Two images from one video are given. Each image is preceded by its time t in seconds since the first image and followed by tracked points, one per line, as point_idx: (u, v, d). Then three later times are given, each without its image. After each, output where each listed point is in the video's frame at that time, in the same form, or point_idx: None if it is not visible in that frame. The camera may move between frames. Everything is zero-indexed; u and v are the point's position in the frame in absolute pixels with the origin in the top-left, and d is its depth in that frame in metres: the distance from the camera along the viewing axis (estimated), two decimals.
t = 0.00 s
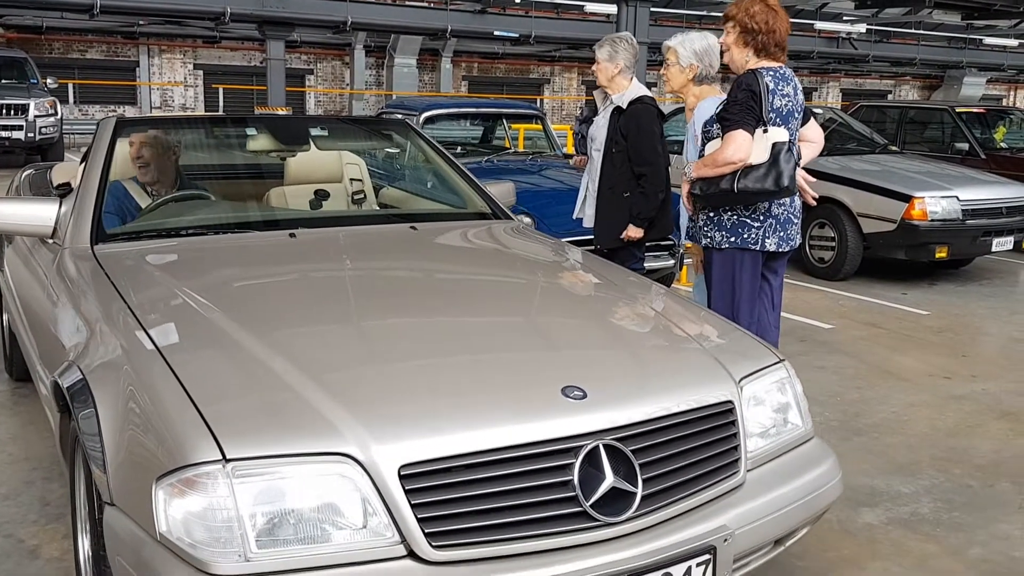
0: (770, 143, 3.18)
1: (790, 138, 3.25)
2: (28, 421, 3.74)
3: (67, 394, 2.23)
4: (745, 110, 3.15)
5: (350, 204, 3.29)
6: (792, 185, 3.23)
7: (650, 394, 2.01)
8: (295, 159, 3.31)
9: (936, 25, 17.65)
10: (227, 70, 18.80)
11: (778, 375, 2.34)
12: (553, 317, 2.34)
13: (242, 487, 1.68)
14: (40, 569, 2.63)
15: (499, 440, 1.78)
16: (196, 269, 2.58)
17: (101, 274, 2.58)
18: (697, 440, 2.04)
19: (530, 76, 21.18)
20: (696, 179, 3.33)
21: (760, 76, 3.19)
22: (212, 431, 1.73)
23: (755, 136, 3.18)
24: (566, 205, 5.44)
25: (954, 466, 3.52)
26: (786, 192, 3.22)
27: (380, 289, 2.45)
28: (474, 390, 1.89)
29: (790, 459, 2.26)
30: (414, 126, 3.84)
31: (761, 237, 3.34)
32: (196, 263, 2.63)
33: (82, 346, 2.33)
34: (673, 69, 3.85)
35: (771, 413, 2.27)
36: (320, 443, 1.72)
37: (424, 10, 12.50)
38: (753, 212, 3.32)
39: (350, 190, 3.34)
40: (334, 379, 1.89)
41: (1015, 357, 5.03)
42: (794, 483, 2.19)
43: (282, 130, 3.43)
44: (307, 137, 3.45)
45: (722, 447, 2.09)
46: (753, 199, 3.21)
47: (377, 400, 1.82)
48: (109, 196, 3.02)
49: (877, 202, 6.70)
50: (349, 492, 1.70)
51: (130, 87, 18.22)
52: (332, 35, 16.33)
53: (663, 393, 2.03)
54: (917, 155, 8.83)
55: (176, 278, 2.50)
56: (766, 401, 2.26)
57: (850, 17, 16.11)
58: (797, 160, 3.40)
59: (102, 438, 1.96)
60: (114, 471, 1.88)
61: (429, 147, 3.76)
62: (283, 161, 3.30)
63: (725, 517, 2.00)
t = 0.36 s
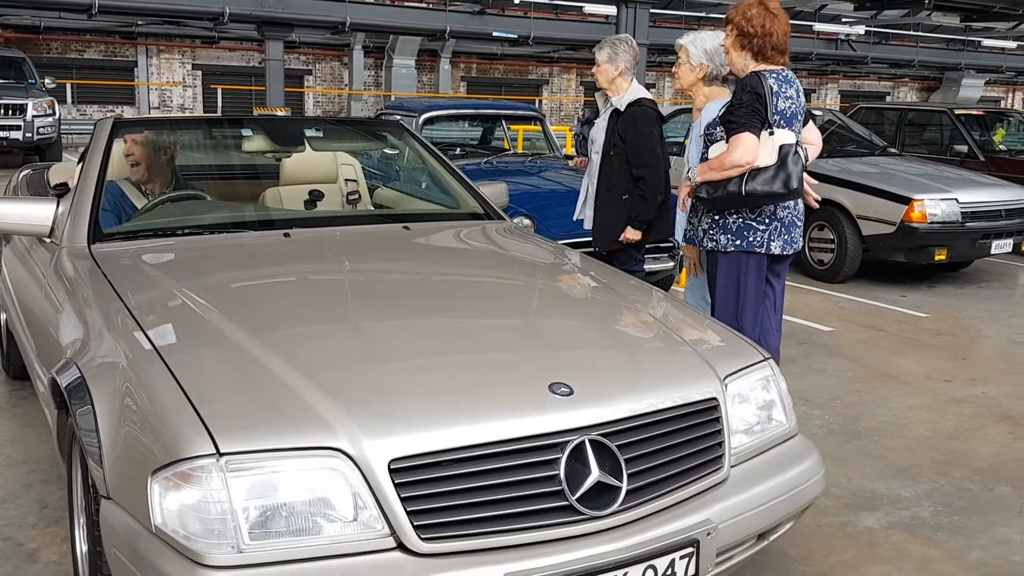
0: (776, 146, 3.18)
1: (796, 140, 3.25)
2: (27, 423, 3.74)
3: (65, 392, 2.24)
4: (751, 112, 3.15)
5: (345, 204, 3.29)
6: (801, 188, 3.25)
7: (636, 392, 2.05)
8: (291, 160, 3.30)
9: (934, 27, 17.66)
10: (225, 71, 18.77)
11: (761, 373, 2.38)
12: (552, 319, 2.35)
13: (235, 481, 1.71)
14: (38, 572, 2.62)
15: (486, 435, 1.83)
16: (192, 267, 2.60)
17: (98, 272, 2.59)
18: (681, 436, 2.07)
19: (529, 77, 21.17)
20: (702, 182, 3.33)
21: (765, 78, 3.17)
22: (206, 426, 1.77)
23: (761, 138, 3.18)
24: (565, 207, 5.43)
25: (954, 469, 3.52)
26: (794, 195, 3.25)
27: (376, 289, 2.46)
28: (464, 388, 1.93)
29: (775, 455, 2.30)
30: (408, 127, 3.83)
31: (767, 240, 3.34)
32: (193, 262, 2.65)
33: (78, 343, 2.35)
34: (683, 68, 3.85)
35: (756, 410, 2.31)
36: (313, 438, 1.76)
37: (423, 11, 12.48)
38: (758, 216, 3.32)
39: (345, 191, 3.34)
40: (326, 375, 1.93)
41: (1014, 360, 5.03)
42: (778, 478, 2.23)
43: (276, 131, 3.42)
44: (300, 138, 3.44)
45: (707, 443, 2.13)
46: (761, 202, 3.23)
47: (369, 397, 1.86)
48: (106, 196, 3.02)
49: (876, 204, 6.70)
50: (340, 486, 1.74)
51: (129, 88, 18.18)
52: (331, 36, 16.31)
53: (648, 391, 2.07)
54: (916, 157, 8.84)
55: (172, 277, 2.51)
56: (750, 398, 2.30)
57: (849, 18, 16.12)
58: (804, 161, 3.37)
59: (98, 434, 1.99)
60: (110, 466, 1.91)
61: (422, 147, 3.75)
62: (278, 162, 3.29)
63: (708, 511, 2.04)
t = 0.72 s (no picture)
0: (771, 148, 3.17)
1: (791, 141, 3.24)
2: (21, 425, 3.72)
3: (58, 388, 2.25)
4: (746, 115, 3.14)
5: (337, 204, 3.29)
6: (795, 190, 3.23)
7: (620, 386, 2.07)
8: (283, 160, 3.30)
9: (931, 29, 17.70)
10: (222, 70, 18.75)
11: (743, 369, 2.39)
12: (547, 319, 2.34)
13: (224, 473, 1.74)
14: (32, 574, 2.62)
15: (471, 428, 1.85)
16: (185, 265, 2.60)
17: (90, 270, 2.60)
18: (663, 431, 2.09)
19: (526, 78, 21.17)
20: (698, 184, 3.32)
21: (760, 80, 3.16)
22: (196, 419, 1.79)
23: (756, 140, 3.17)
24: (561, 208, 5.43)
25: (951, 472, 3.52)
26: (789, 197, 3.23)
27: (369, 288, 2.46)
28: (450, 382, 1.95)
29: (757, 449, 2.32)
30: (400, 128, 3.82)
31: (762, 242, 3.33)
32: (186, 260, 2.65)
33: (72, 339, 2.36)
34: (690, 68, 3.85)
35: (738, 406, 2.32)
36: (300, 431, 1.78)
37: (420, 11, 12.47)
38: (754, 218, 3.32)
39: (337, 190, 3.34)
40: (313, 369, 1.94)
41: (1011, 362, 5.03)
42: (760, 471, 2.25)
43: (268, 131, 3.42)
44: (293, 138, 3.44)
45: (689, 437, 2.15)
46: (756, 204, 3.22)
47: (357, 392, 1.88)
48: (100, 195, 3.01)
49: (873, 206, 6.70)
50: (327, 478, 1.77)
51: (125, 87, 18.15)
52: (328, 36, 16.28)
53: (632, 385, 2.09)
54: (913, 159, 8.84)
55: (165, 275, 2.52)
56: (732, 394, 2.32)
57: (846, 20, 16.14)
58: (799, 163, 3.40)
59: (91, 427, 2.01)
60: (102, 459, 1.92)
61: (413, 146, 3.74)
62: (271, 162, 3.28)
63: (689, 504, 2.06)
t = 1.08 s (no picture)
0: (769, 151, 3.16)
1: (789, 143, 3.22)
2: (18, 427, 3.71)
3: (55, 387, 2.24)
4: (744, 118, 3.13)
5: (334, 205, 3.28)
6: (790, 194, 3.20)
7: (615, 387, 2.07)
8: (280, 161, 3.29)
9: (928, 33, 17.73)
10: (220, 72, 18.74)
11: (735, 370, 2.39)
12: (546, 322, 2.34)
13: (221, 472, 1.73)
14: None
15: (466, 428, 1.84)
16: (182, 266, 2.59)
17: (87, 270, 2.59)
18: (656, 431, 2.09)
19: (524, 80, 21.19)
20: (695, 188, 3.32)
21: (759, 83, 3.16)
22: (193, 418, 1.78)
23: (754, 143, 3.15)
24: (560, 210, 5.42)
25: (950, 476, 3.52)
26: (784, 200, 3.21)
27: (366, 290, 2.45)
28: (446, 382, 1.94)
29: (749, 449, 2.31)
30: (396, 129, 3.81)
31: (761, 245, 3.32)
32: (183, 261, 2.64)
33: (69, 339, 2.34)
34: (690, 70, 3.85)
35: (730, 406, 2.32)
36: (296, 430, 1.78)
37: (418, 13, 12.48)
38: (752, 221, 3.31)
39: (334, 192, 3.33)
40: (308, 369, 1.94)
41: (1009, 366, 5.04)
42: (753, 471, 2.24)
43: (265, 132, 3.40)
44: (290, 139, 3.42)
45: (682, 437, 2.14)
46: (754, 207, 3.22)
47: (352, 392, 1.87)
48: (97, 196, 3.00)
49: (871, 209, 6.71)
50: (322, 477, 1.76)
51: (122, 88, 18.13)
52: (326, 37, 16.29)
53: (627, 386, 2.09)
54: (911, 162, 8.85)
55: (161, 275, 2.51)
56: (724, 394, 2.31)
57: (844, 24, 16.17)
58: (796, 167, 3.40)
59: (89, 426, 1.99)
60: (100, 459, 1.91)
61: (408, 148, 3.73)
62: (267, 163, 3.27)
63: (681, 504, 2.05)
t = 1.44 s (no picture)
0: (781, 151, 3.15)
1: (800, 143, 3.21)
2: (26, 427, 3.71)
3: (63, 383, 2.24)
4: (756, 117, 3.12)
5: (339, 205, 3.28)
6: (803, 194, 3.20)
7: (621, 385, 2.06)
8: (286, 161, 3.29)
9: (936, 33, 17.67)
10: (227, 72, 18.78)
11: (739, 368, 2.38)
12: (553, 321, 2.33)
13: (228, 468, 1.73)
14: None
15: (472, 425, 1.84)
16: (189, 264, 2.60)
17: (95, 268, 2.59)
18: (660, 429, 2.08)
19: (530, 80, 21.19)
20: (706, 187, 3.31)
21: (771, 83, 3.15)
22: (200, 414, 1.78)
23: (766, 143, 3.14)
24: (567, 210, 5.42)
25: (960, 477, 3.50)
26: (797, 201, 3.20)
27: (373, 290, 2.45)
28: (451, 379, 1.93)
29: (754, 447, 2.30)
30: (402, 129, 3.81)
31: (772, 245, 3.32)
32: (190, 260, 2.64)
33: (77, 337, 2.35)
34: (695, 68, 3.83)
35: (734, 404, 2.31)
36: (301, 426, 1.77)
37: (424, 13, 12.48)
38: (763, 221, 3.30)
39: (340, 191, 3.33)
40: (313, 366, 1.94)
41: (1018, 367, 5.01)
42: (757, 469, 2.23)
43: (272, 132, 3.40)
44: (296, 139, 3.42)
45: (687, 435, 2.13)
46: (765, 207, 3.21)
47: (357, 389, 1.87)
48: (105, 196, 3.00)
49: (879, 210, 6.69)
50: (328, 473, 1.76)
51: (129, 89, 18.17)
52: (333, 38, 16.30)
53: (632, 384, 2.08)
54: (919, 163, 8.82)
55: (168, 274, 2.51)
56: (728, 393, 2.30)
57: (851, 23, 16.13)
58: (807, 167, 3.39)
59: (96, 422, 1.99)
60: (108, 455, 1.91)
61: (414, 148, 3.73)
62: (273, 163, 3.27)
63: (685, 501, 2.04)
